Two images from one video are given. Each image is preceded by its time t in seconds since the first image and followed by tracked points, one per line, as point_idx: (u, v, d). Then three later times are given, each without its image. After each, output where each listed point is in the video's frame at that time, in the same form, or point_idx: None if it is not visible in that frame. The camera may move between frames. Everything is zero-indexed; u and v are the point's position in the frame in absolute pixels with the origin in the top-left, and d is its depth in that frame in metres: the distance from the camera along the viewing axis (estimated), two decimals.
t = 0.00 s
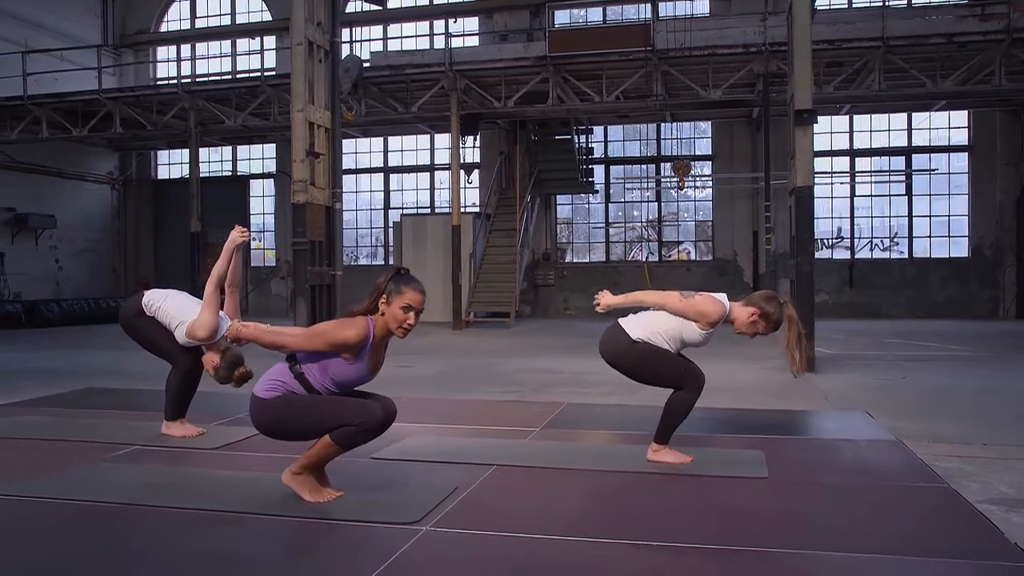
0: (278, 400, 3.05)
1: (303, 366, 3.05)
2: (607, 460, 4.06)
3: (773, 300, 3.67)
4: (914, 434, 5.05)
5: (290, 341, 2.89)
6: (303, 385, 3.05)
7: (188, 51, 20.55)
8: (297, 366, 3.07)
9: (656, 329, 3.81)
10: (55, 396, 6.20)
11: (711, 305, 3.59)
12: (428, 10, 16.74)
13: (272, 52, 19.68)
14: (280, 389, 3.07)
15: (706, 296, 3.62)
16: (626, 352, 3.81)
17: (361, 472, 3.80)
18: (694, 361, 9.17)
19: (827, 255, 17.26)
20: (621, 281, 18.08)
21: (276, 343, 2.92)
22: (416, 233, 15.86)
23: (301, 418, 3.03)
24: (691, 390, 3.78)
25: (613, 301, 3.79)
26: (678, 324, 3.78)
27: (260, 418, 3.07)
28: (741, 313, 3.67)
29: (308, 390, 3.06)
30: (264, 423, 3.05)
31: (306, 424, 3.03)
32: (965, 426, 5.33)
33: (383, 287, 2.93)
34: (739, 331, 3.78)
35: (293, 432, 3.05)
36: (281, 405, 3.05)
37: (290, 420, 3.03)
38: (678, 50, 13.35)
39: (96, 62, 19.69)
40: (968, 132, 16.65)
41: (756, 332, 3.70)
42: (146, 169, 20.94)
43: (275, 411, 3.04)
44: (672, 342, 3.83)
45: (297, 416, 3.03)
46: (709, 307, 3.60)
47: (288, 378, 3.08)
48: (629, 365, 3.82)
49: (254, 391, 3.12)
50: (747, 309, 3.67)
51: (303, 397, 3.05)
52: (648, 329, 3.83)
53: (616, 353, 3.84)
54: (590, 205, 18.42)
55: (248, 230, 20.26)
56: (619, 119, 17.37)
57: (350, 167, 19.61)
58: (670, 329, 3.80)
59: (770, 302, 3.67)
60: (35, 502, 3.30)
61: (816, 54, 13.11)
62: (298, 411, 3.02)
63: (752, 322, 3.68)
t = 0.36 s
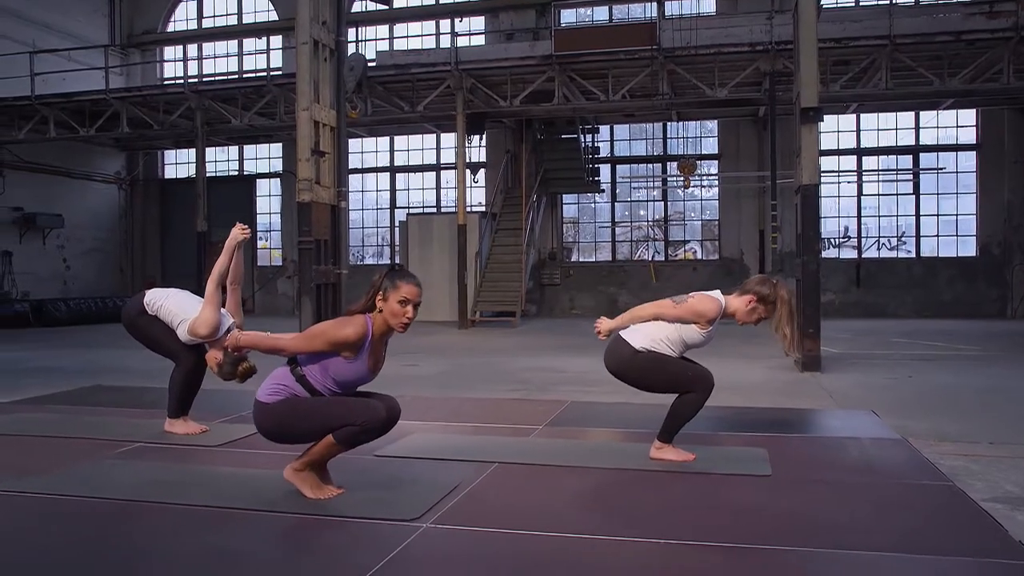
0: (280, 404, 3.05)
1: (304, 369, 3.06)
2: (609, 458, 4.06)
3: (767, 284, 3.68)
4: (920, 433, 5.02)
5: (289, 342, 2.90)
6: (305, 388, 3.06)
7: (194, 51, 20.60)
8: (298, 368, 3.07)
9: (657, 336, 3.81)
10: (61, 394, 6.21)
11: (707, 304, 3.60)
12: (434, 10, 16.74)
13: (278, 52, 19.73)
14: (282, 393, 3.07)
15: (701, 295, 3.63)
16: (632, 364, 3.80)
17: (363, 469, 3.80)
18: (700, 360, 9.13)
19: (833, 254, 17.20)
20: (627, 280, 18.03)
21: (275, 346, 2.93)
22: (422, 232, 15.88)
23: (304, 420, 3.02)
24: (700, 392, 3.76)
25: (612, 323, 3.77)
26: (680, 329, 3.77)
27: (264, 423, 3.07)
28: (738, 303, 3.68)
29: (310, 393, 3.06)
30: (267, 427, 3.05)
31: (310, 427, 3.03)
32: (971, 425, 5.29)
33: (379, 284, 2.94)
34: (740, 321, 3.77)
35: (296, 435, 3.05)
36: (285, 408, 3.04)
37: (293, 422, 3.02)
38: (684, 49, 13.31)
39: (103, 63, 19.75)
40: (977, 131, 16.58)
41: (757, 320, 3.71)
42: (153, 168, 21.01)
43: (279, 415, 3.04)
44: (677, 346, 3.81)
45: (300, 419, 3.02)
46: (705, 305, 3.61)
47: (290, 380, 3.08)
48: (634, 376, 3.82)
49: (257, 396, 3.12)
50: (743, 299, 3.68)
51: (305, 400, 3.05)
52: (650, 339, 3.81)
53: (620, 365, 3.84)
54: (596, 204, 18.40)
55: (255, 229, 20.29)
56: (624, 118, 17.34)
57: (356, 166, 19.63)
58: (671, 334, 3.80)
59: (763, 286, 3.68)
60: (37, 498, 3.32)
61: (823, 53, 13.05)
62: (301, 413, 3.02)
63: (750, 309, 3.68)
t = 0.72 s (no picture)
0: (281, 407, 3.05)
1: (303, 371, 3.05)
2: (610, 455, 4.04)
3: (766, 275, 3.67)
4: (925, 432, 4.99)
5: (287, 345, 2.90)
6: (305, 390, 3.06)
7: (200, 51, 20.65)
8: (297, 371, 3.06)
9: (666, 345, 3.82)
10: (64, 392, 6.23)
11: (710, 305, 3.58)
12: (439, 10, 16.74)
13: (284, 52, 19.76)
14: (283, 396, 3.07)
15: (703, 298, 3.62)
16: (646, 376, 3.78)
17: (364, 466, 3.80)
18: (705, 359, 9.11)
19: (839, 253, 17.15)
20: (633, 279, 18.00)
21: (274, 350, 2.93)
22: (428, 232, 15.89)
23: (306, 421, 3.02)
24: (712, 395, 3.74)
25: (619, 339, 3.81)
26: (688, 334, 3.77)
27: (266, 426, 3.07)
28: (741, 299, 3.67)
29: (311, 394, 3.06)
30: (269, 430, 3.05)
31: (312, 427, 3.03)
32: (977, 424, 5.26)
33: (373, 282, 2.94)
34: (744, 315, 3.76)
35: (298, 436, 3.05)
36: (286, 411, 3.04)
37: (295, 424, 3.02)
38: (690, 48, 13.27)
39: (110, 63, 19.80)
40: (984, 130, 16.50)
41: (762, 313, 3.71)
42: (160, 168, 21.08)
43: (281, 417, 3.04)
44: (687, 351, 3.81)
45: (302, 420, 3.02)
46: (708, 309, 3.59)
47: (290, 384, 3.08)
48: (647, 386, 3.80)
49: (258, 400, 3.12)
50: (746, 294, 3.67)
51: (305, 401, 3.05)
52: (660, 350, 3.80)
53: (627, 371, 3.83)
54: (602, 204, 18.38)
55: (260, 229, 20.32)
56: (630, 117, 17.31)
57: (362, 165, 19.64)
58: (678, 340, 3.80)
59: (762, 277, 3.67)
60: (38, 494, 3.32)
61: (830, 51, 12.99)
62: (302, 415, 3.02)
63: (754, 303, 3.67)
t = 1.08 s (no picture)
0: (280, 405, 3.05)
1: (301, 369, 3.05)
2: (612, 453, 4.03)
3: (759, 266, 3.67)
4: (930, 431, 4.96)
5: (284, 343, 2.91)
6: (305, 388, 3.06)
7: (206, 51, 20.70)
8: (296, 370, 3.06)
9: (672, 355, 3.76)
10: (68, 390, 6.25)
11: (710, 306, 3.56)
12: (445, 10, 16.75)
13: (289, 52, 19.81)
14: (282, 396, 3.07)
15: (702, 300, 3.60)
16: (658, 390, 3.73)
17: (365, 464, 3.80)
18: (709, 357, 9.08)
19: (846, 252, 17.10)
20: (638, 278, 17.97)
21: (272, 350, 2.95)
22: (433, 232, 15.90)
23: (307, 419, 3.02)
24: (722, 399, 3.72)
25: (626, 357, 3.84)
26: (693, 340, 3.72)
27: (266, 426, 3.06)
28: (739, 294, 3.66)
29: (311, 392, 3.06)
30: (269, 429, 3.05)
31: (313, 424, 3.02)
32: (982, 423, 5.23)
33: (366, 274, 2.94)
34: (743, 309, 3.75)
35: (299, 434, 3.05)
36: (287, 410, 3.04)
37: (295, 422, 3.02)
38: (695, 46, 13.24)
39: (116, 63, 19.85)
40: (991, 129, 16.43)
41: (761, 304, 3.70)
42: (166, 167, 21.13)
43: (282, 417, 3.03)
44: (694, 356, 3.78)
45: (303, 417, 3.02)
46: (710, 310, 3.57)
47: (290, 382, 3.08)
48: (657, 400, 3.75)
49: (259, 402, 3.12)
50: (743, 288, 3.66)
51: (305, 400, 3.05)
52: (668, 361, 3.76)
53: (633, 377, 3.81)
54: (607, 203, 18.35)
55: (266, 228, 20.36)
56: (635, 116, 17.28)
57: (367, 165, 19.65)
58: (684, 347, 3.76)
59: (755, 269, 3.67)
60: (38, 491, 3.33)
61: (836, 49, 12.95)
62: (302, 412, 3.02)
63: (752, 295, 3.66)
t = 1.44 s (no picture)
0: (280, 403, 3.04)
1: (300, 366, 3.05)
2: (612, 452, 4.02)
3: (744, 255, 3.67)
4: (933, 430, 4.94)
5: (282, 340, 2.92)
6: (304, 384, 3.05)
7: (210, 51, 20.72)
8: (295, 366, 3.06)
9: (675, 359, 3.73)
10: (70, 388, 6.26)
11: (705, 303, 3.55)
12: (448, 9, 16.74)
13: (293, 51, 19.82)
14: (282, 393, 3.06)
15: (695, 297, 3.59)
16: (665, 396, 3.70)
17: (365, 461, 3.80)
18: (712, 356, 9.06)
19: (851, 252, 17.05)
20: (643, 278, 17.94)
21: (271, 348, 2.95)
22: (437, 233, 15.90)
23: (308, 416, 3.02)
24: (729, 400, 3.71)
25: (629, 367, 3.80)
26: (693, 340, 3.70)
27: (267, 423, 3.06)
28: (730, 286, 3.66)
29: (310, 389, 3.05)
30: (270, 427, 3.05)
31: (314, 421, 3.02)
32: (986, 423, 5.20)
33: (362, 267, 2.93)
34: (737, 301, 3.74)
35: (300, 431, 3.05)
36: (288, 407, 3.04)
37: (296, 419, 3.02)
38: (699, 45, 13.19)
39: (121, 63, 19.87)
40: (997, 128, 16.35)
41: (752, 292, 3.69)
42: (170, 167, 21.17)
43: (283, 414, 3.03)
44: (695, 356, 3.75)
45: (304, 414, 3.02)
46: (705, 306, 3.55)
47: (289, 379, 3.07)
48: (666, 405, 3.72)
49: (259, 400, 3.12)
50: (733, 280, 3.65)
51: (305, 396, 3.05)
52: (671, 365, 3.72)
53: (637, 382, 3.79)
54: (611, 202, 18.31)
55: (270, 228, 20.38)
56: (639, 116, 17.25)
57: (371, 164, 19.65)
58: (685, 349, 3.73)
59: (741, 258, 3.67)
60: (38, 488, 3.34)
61: (840, 48, 12.91)
62: (302, 409, 3.01)
63: (743, 284, 3.66)
